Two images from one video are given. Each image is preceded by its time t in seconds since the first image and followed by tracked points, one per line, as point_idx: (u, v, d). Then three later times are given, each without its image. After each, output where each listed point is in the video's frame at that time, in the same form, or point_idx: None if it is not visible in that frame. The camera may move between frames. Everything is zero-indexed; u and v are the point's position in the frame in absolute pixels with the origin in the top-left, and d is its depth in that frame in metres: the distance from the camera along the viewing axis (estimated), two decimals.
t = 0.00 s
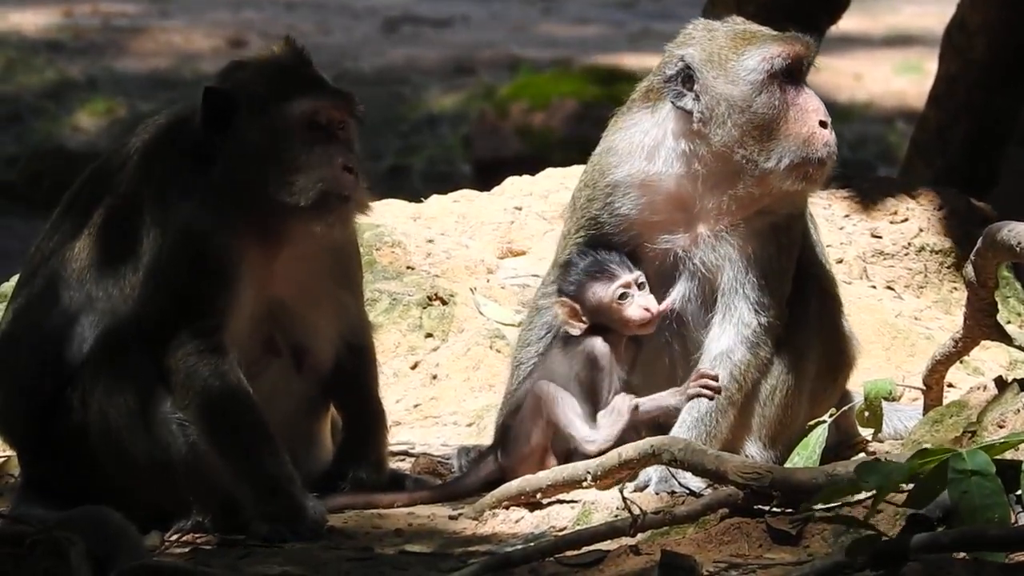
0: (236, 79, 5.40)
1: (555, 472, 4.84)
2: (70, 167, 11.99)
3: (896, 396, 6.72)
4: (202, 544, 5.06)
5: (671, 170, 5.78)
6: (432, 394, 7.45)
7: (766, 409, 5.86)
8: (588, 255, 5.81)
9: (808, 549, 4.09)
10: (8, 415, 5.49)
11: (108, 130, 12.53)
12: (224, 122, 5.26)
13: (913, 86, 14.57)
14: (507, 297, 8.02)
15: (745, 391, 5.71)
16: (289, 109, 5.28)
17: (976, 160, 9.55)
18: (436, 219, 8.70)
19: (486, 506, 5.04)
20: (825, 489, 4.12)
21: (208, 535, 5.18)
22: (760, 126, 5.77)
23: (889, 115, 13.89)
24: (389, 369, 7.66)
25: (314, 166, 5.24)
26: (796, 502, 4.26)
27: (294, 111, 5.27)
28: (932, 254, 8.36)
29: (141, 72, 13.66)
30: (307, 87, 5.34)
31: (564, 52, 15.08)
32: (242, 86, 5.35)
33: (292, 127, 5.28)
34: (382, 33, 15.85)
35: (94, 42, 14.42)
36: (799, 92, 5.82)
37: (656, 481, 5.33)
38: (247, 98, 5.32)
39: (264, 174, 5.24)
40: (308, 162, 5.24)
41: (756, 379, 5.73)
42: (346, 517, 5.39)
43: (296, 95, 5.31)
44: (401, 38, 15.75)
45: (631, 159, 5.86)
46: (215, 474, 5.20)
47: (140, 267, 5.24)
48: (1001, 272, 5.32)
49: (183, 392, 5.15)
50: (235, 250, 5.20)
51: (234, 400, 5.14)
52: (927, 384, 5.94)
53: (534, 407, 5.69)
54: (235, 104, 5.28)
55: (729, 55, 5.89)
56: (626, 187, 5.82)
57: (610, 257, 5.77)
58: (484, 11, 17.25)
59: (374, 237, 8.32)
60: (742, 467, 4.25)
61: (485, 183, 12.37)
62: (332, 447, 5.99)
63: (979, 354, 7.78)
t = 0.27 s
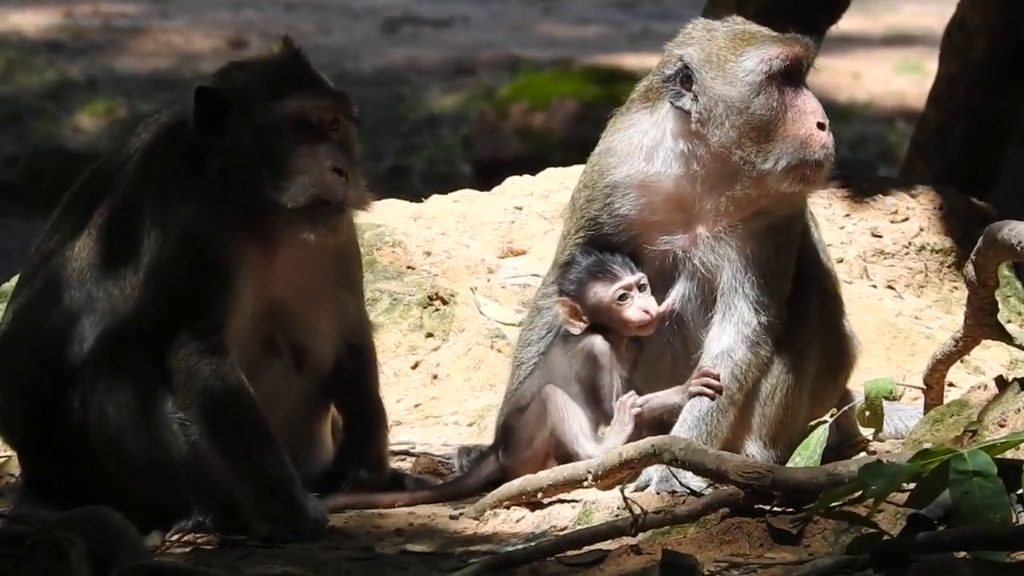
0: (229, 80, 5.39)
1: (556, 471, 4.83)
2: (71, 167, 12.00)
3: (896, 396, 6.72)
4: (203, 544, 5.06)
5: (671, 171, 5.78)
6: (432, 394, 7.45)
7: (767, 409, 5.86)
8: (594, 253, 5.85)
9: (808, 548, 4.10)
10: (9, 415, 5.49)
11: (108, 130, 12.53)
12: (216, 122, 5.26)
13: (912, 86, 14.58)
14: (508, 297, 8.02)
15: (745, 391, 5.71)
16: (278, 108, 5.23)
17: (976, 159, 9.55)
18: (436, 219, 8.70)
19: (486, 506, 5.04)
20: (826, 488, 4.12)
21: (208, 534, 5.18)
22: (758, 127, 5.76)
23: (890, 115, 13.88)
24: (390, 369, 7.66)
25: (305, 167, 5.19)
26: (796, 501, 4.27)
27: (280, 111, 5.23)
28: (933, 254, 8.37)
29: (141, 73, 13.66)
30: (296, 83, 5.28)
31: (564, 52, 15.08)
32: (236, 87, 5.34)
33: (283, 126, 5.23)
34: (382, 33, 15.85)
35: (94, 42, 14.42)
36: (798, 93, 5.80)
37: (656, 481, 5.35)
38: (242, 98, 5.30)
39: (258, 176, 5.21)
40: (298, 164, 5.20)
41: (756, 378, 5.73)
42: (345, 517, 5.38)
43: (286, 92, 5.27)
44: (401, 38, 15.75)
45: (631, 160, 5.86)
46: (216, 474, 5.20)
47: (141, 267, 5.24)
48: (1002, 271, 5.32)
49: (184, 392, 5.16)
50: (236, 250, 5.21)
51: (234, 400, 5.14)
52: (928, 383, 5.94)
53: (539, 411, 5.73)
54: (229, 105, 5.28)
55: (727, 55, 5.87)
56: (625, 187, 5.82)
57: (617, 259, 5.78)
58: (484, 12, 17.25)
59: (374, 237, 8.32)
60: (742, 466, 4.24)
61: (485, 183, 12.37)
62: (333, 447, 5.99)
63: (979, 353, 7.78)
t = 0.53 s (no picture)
0: (229, 79, 5.39)
1: (556, 472, 4.84)
2: (71, 167, 12.00)
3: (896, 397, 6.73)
4: (203, 544, 5.06)
5: (665, 174, 5.77)
6: (432, 394, 7.45)
7: (766, 409, 5.87)
8: (592, 253, 5.85)
9: (808, 549, 4.10)
10: (9, 415, 5.49)
11: (108, 130, 12.53)
12: (214, 122, 5.27)
13: (912, 87, 14.58)
14: (507, 298, 8.02)
15: (744, 392, 5.72)
16: (273, 107, 5.24)
17: (976, 160, 9.55)
18: (436, 220, 8.70)
19: (486, 507, 5.04)
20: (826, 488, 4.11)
21: (208, 535, 5.18)
22: (737, 131, 5.73)
23: (890, 116, 13.88)
24: (389, 370, 7.66)
25: (300, 166, 5.18)
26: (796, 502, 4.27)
27: (274, 111, 5.23)
28: (932, 255, 8.37)
29: (141, 73, 13.67)
30: (293, 84, 5.28)
31: (564, 53, 15.09)
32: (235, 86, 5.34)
33: (279, 127, 5.23)
34: (382, 33, 15.86)
35: (94, 42, 14.42)
36: (779, 97, 5.75)
37: (656, 482, 5.35)
38: (241, 97, 5.31)
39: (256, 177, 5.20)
40: (293, 163, 5.19)
41: (755, 379, 5.74)
42: (344, 518, 5.38)
43: (281, 92, 5.26)
44: (401, 38, 15.75)
45: (625, 163, 5.84)
46: (216, 474, 5.20)
47: (141, 268, 5.24)
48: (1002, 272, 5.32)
49: (184, 393, 5.16)
50: (237, 251, 5.21)
51: (234, 400, 5.14)
52: (928, 384, 5.94)
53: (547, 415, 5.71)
54: (229, 104, 5.30)
55: (711, 56, 5.88)
56: (619, 192, 5.80)
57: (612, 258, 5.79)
58: (484, 12, 17.25)
59: (374, 238, 8.32)
60: (742, 467, 4.25)
61: (484, 184, 12.38)
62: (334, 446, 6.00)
63: (979, 354, 7.79)
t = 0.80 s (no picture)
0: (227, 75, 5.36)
1: (555, 472, 4.83)
2: (70, 168, 12.00)
3: (894, 397, 6.74)
4: (202, 545, 5.04)
5: (654, 177, 5.76)
6: (431, 395, 7.46)
7: (764, 410, 5.87)
8: (585, 257, 5.85)
9: (807, 550, 4.09)
10: (8, 416, 5.48)
11: (107, 131, 12.53)
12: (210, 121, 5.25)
13: (912, 87, 14.58)
14: (506, 298, 8.01)
15: (742, 394, 5.70)
16: (267, 106, 5.23)
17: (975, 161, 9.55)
18: (435, 220, 8.70)
19: (485, 507, 5.03)
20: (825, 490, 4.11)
21: (207, 535, 5.16)
22: (708, 129, 5.71)
23: (889, 117, 13.87)
24: (388, 370, 7.66)
25: (297, 165, 5.18)
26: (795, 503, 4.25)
27: (268, 111, 5.22)
28: (932, 255, 8.36)
29: (140, 73, 13.67)
30: (290, 82, 5.26)
31: (563, 53, 15.09)
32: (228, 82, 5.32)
33: (277, 127, 5.22)
34: (381, 34, 15.86)
35: (93, 43, 14.42)
36: (751, 93, 5.71)
37: (655, 483, 5.35)
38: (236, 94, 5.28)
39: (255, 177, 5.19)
40: (290, 164, 5.18)
41: (752, 381, 5.72)
42: (341, 518, 5.38)
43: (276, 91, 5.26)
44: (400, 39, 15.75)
45: (614, 165, 5.85)
46: (215, 477, 5.20)
47: (141, 268, 5.24)
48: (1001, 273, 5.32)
49: (182, 393, 5.16)
50: (236, 252, 5.19)
51: (232, 400, 5.14)
52: (927, 385, 5.94)
53: (553, 421, 5.79)
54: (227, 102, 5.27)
55: (687, 54, 5.90)
56: (611, 196, 5.80)
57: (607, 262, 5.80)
58: (483, 12, 17.24)
59: (373, 238, 8.32)
60: (741, 467, 4.24)
61: (484, 184, 12.37)
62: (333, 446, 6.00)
63: (978, 355, 7.79)
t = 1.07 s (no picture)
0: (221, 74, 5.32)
1: (553, 473, 4.84)
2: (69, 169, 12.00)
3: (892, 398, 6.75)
4: (200, 545, 5.04)
5: (646, 178, 5.79)
6: (429, 396, 7.46)
7: (762, 410, 5.88)
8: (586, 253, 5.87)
9: (805, 551, 4.09)
10: (7, 415, 5.47)
11: (105, 132, 12.53)
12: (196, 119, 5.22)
13: (909, 88, 14.59)
14: (505, 299, 8.00)
15: (739, 395, 5.71)
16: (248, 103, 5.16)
17: (973, 161, 9.55)
18: (433, 221, 8.69)
19: (484, 508, 5.04)
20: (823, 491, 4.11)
21: (205, 536, 5.16)
22: (699, 130, 5.70)
23: (886, 118, 13.88)
24: (387, 371, 7.68)
25: (277, 165, 5.10)
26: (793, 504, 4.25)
27: (248, 109, 5.15)
28: (930, 256, 8.35)
29: (138, 74, 13.67)
30: (280, 81, 5.20)
31: (561, 54, 15.09)
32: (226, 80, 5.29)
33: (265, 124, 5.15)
34: (379, 35, 15.86)
35: (91, 44, 14.42)
36: (740, 94, 5.69)
37: (653, 484, 5.35)
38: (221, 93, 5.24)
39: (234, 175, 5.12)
40: (265, 160, 5.10)
41: (749, 381, 5.72)
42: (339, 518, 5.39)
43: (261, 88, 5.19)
44: (398, 40, 15.74)
45: (607, 164, 5.88)
46: (214, 476, 5.20)
47: (140, 270, 5.24)
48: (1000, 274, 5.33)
49: (181, 394, 5.16)
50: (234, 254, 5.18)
51: (231, 400, 5.14)
52: (925, 386, 5.94)
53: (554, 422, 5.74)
54: (216, 99, 5.23)
55: (677, 55, 5.90)
56: (603, 196, 5.84)
57: (603, 258, 5.82)
58: (481, 13, 17.25)
59: (371, 239, 8.32)
60: (739, 468, 4.25)
61: (482, 185, 12.38)
62: (331, 446, 6.00)
63: (976, 356, 7.79)
